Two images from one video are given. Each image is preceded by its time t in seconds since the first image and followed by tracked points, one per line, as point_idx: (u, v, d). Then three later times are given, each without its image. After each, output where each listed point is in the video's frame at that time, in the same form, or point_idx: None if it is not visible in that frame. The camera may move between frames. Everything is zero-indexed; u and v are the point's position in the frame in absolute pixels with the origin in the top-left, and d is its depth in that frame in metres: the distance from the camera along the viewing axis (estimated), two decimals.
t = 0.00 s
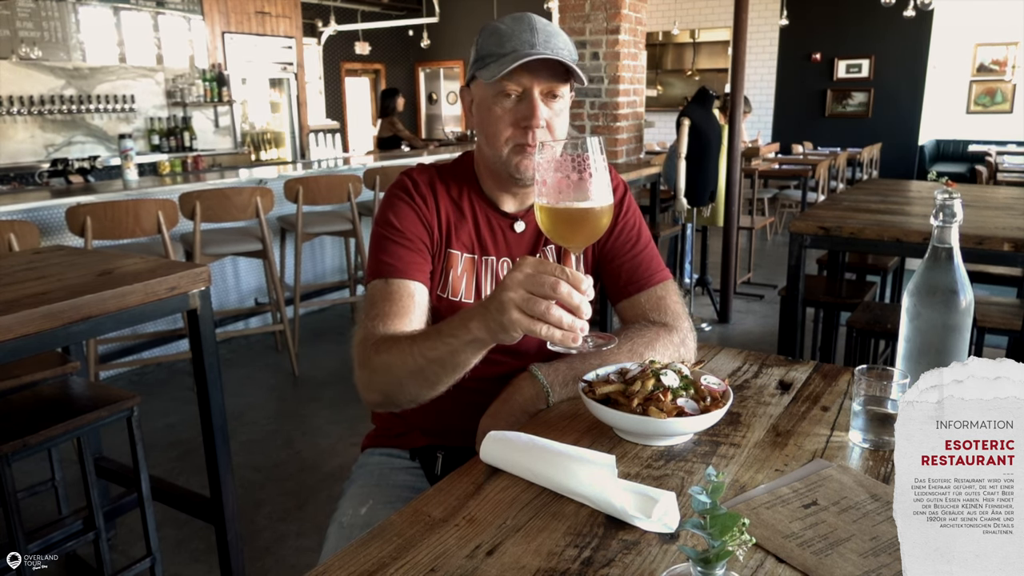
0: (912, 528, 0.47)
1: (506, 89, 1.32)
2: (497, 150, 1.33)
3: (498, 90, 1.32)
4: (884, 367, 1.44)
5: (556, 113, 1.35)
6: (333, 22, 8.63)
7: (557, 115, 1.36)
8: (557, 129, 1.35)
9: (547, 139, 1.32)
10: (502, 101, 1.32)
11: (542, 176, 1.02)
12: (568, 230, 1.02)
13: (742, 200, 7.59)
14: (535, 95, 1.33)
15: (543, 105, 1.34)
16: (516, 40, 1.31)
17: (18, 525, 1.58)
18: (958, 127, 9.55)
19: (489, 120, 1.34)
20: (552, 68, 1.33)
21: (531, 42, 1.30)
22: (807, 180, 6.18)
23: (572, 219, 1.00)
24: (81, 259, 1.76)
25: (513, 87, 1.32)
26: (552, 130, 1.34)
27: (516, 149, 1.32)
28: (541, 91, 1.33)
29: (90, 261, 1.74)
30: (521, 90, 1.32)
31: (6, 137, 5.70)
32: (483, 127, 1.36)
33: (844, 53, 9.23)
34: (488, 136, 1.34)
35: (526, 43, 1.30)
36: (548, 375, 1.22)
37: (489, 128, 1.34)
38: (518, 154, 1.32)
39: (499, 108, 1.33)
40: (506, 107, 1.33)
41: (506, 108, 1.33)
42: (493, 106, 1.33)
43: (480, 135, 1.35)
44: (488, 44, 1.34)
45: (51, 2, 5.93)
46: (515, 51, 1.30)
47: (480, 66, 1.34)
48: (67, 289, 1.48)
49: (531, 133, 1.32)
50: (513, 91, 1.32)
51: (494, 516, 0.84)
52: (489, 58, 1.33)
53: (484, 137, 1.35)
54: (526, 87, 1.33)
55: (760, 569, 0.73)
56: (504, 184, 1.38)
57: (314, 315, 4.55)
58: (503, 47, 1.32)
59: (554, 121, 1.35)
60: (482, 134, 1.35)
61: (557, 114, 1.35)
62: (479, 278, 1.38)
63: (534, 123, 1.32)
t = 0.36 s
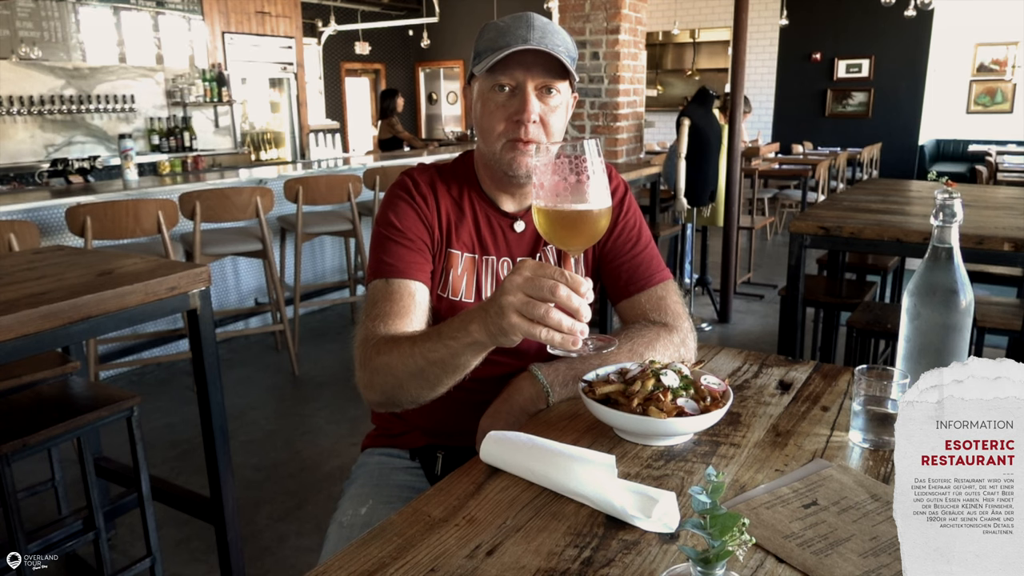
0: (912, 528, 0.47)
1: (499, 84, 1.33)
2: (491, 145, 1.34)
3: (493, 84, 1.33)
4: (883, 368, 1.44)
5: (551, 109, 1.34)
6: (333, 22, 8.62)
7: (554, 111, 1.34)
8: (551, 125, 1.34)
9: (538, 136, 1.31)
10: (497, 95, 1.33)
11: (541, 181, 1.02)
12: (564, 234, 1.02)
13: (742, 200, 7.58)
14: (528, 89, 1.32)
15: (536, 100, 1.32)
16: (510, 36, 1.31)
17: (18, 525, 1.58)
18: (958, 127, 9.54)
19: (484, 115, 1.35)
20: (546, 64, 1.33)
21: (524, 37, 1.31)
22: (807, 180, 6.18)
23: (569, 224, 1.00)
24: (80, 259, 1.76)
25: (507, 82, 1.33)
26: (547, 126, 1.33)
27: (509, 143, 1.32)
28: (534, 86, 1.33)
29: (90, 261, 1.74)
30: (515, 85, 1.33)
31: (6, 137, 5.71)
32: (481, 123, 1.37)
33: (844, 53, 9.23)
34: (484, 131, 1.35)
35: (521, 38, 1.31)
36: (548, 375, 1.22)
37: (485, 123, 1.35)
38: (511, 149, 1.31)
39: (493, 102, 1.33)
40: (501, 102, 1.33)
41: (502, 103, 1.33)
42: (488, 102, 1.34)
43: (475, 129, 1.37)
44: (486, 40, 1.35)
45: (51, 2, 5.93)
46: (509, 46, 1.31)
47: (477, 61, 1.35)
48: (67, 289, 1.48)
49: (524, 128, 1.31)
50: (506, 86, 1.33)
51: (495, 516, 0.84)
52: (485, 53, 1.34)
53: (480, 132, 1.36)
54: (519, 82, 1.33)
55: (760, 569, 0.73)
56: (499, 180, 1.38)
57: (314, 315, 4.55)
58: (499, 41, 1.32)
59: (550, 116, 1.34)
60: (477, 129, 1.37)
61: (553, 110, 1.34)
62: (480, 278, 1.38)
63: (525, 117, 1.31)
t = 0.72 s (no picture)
0: (911, 528, 0.47)
1: (502, 85, 1.33)
2: (492, 146, 1.34)
3: (495, 86, 1.33)
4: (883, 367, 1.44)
5: (553, 109, 1.34)
6: (333, 22, 8.61)
7: (554, 111, 1.35)
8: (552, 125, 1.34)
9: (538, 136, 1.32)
10: (499, 97, 1.33)
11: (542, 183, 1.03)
12: (566, 234, 1.02)
13: (742, 200, 7.58)
14: (530, 90, 1.32)
15: (537, 101, 1.33)
16: (511, 37, 1.31)
17: (18, 525, 1.58)
18: (958, 128, 9.54)
19: (486, 114, 1.35)
20: (547, 64, 1.33)
21: (526, 38, 1.30)
22: (807, 180, 6.18)
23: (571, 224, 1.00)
24: (80, 259, 1.76)
25: (508, 83, 1.33)
26: (548, 126, 1.34)
27: (510, 145, 1.32)
28: (536, 87, 1.33)
29: (90, 261, 1.74)
30: (515, 86, 1.33)
31: (6, 137, 5.70)
32: (482, 124, 1.37)
33: (844, 53, 9.24)
34: (486, 133, 1.35)
35: (523, 39, 1.30)
36: (548, 375, 1.22)
37: (486, 123, 1.35)
38: (512, 151, 1.32)
39: (495, 103, 1.34)
40: (502, 103, 1.33)
41: (504, 105, 1.33)
42: (490, 103, 1.34)
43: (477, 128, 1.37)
44: (487, 40, 1.34)
45: (51, 2, 5.93)
46: (511, 46, 1.31)
47: (478, 61, 1.35)
48: (67, 289, 1.48)
49: (525, 129, 1.32)
50: (508, 86, 1.33)
51: (495, 516, 0.84)
52: (486, 54, 1.33)
53: (481, 134, 1.37)
54: (521, 82, 1.33)
55: (761, 569, 0.73)
56: (499, 182, 1.38)
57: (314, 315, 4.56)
58: (499, 41, 1.32)
59: (551, 116, 1.35)
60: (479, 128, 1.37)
61: (554, 109, 1.35)
62: (480, 278, 1.38)
63: (527, 119, 1.32)
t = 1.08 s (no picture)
0: (912, 528, 0.47)
1: (531, 88, 1.29)
2: (515, 148, 1.32)
3: (522, 86, 1.30)
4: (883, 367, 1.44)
5: (577, 116, 1.34)
6: (333, 22, 8.60)
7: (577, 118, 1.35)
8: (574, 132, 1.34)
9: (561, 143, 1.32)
10: (525, 98, 1.30)
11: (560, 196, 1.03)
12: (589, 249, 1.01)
13: (742, 200, 7.58)
14: (559, 96, 1.31)
15: (565, 107, 1.32)
16: (546, 42, 1.30)
17: (18, 525, 1.58)
18: (958, 128, 9.54)
19: (510, 115, 1.32)
20: (577, 70, 1.31)
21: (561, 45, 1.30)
22: (807, 180, 6.18)
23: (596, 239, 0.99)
24: (80, 259, 1.76)
25: (537, 86, 1.30)
26: (569, 133, 1.34)
27: (532, 148, 1.31)
28: (564, 94, 1.31)
29: (90, 261, 1.74)
30: (544, 90, 1.30)
31: (6, 137, 5.70)
32: (502, 123, 1.34)
33: (844, 54, 9.24)
34: (506, 131, 1.32)
35: (555, 43, 1.30)
36: (548, 375, 1.22)
37: (510, 123, 1.32)
38: (534, 154, 1.31)
39: (523, 105, 1.30)
40: (530, 106, 1.30)
41: (529, 106, 1.31)
42: (514, 103, 1.31)
43: (500, 129, 1.33)
44: (518, 40, 1.32)
45: (51, 2, 5.94)
46: (544, 48, 1.30)
47: (507, 60, 1.32)
48: (68, 289, 1.48)
49: (552, 134, 1.31)
50: (537, 90, 1.30)
51: (494, 516, 0.84)
52: (518, 55, 1.31)
53: (500, 131, 1.34)
54: (550, 87, 1.30)
55: (760, 569, 0.73)
56: (512, 181, 1.37)
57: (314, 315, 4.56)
58: (532, 45, 1.30)
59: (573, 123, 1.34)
60: (501, 128, 1.33)
61: (577, 117, 1.34)
62: (482, 277, 1.38)
63: (556, 125, 1.31)
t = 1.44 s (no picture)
0: (912, 528, 0.53)
1: (537, 93, 1.30)
2: (519, 152, 1.33)
3: (528, 91, 1.30)
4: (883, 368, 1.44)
5: (584, 122, 1.34)
6: (333, 22, 8.60)
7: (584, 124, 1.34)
8: (582, 138, 1.34)
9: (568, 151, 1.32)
10: (532, 104, 1.30)
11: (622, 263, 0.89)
12: (664, 319, 0.88)
13: (742, 200, 7.57)
14: (565, 101, 1.30)
15: (571, 112, 1.31)
16: (553, 46, 1.29)
17: (18, 525, 1.58)
18: (958, 127, 9.54)
19: (516, 119, 1.33)
20: (584, 74, 1.30)
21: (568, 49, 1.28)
22: (807, 180, 6.18)
23: (669, 309, 0.86)
24: (81, 259, 1.76)
25: (544, 92, 1.30)
26: (578, 139, 1.33)
27: (538, 153, 1.32)
28: (572, 99, 1.31)
29: (91, 261, 1.74)
30: (551, 95, 1.30)
31: (6, 138, 5.70)
32: (508, 127, 1.34)
33: (844, 53, 9.24)
34: (512, 135, 1.33)
35: (561, 45, 1.30)
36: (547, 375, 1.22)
37: (515, 128, 1.33)
38: (539, 160, 1.33)
39: (529, 111, 1.31)
40: (536, 112, 1.31)
41: (535, 112, 1.31)
42: (520, 108, 1.31)
43: (505, 133, 1.34)
44: (525, 43, 1.31)
45: (51, 2, 5.94)
46: (550, 52, 1.29)
47: (513, 63, 1.31)
48: (68, 289, 1.48)
49: (558, 140, 1.31)
50: (544, 96, 1.30)
51: (495, 516, 0.84)
52: (524, 59, 1.30)
53: (505, 135, 1.35)
54: (557, 92, 1.30)
55: (760, 569, 0.73)
56: (518, 185, 1.38)
57: (314, 315, 4.56)
58: (539, 49, 1.30)
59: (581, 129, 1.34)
60: (507, 132, 1.34)
61: (585, 122, 1.34)
62: (490, 278, 1.38)
63: (562, 132, 1.31)
